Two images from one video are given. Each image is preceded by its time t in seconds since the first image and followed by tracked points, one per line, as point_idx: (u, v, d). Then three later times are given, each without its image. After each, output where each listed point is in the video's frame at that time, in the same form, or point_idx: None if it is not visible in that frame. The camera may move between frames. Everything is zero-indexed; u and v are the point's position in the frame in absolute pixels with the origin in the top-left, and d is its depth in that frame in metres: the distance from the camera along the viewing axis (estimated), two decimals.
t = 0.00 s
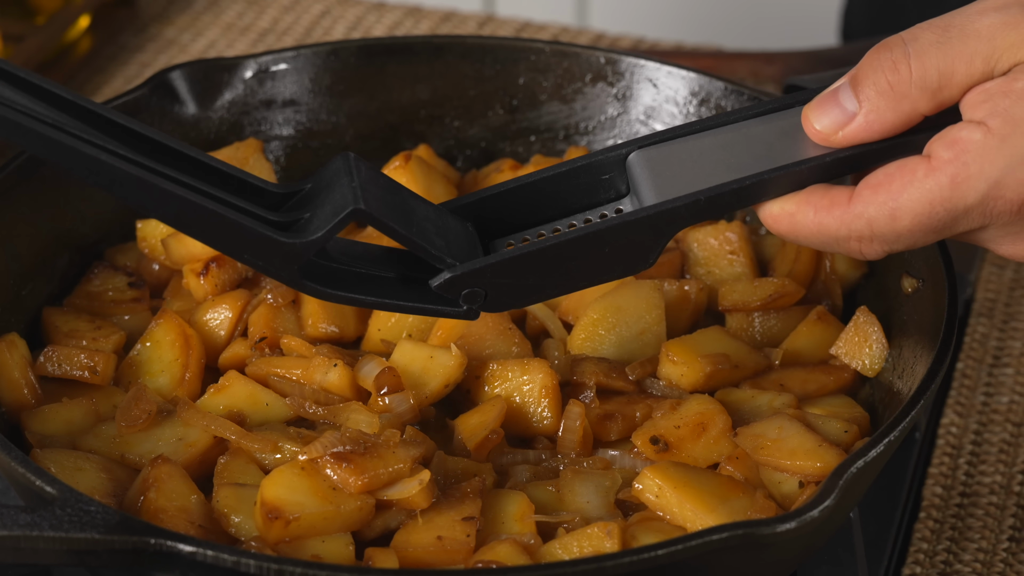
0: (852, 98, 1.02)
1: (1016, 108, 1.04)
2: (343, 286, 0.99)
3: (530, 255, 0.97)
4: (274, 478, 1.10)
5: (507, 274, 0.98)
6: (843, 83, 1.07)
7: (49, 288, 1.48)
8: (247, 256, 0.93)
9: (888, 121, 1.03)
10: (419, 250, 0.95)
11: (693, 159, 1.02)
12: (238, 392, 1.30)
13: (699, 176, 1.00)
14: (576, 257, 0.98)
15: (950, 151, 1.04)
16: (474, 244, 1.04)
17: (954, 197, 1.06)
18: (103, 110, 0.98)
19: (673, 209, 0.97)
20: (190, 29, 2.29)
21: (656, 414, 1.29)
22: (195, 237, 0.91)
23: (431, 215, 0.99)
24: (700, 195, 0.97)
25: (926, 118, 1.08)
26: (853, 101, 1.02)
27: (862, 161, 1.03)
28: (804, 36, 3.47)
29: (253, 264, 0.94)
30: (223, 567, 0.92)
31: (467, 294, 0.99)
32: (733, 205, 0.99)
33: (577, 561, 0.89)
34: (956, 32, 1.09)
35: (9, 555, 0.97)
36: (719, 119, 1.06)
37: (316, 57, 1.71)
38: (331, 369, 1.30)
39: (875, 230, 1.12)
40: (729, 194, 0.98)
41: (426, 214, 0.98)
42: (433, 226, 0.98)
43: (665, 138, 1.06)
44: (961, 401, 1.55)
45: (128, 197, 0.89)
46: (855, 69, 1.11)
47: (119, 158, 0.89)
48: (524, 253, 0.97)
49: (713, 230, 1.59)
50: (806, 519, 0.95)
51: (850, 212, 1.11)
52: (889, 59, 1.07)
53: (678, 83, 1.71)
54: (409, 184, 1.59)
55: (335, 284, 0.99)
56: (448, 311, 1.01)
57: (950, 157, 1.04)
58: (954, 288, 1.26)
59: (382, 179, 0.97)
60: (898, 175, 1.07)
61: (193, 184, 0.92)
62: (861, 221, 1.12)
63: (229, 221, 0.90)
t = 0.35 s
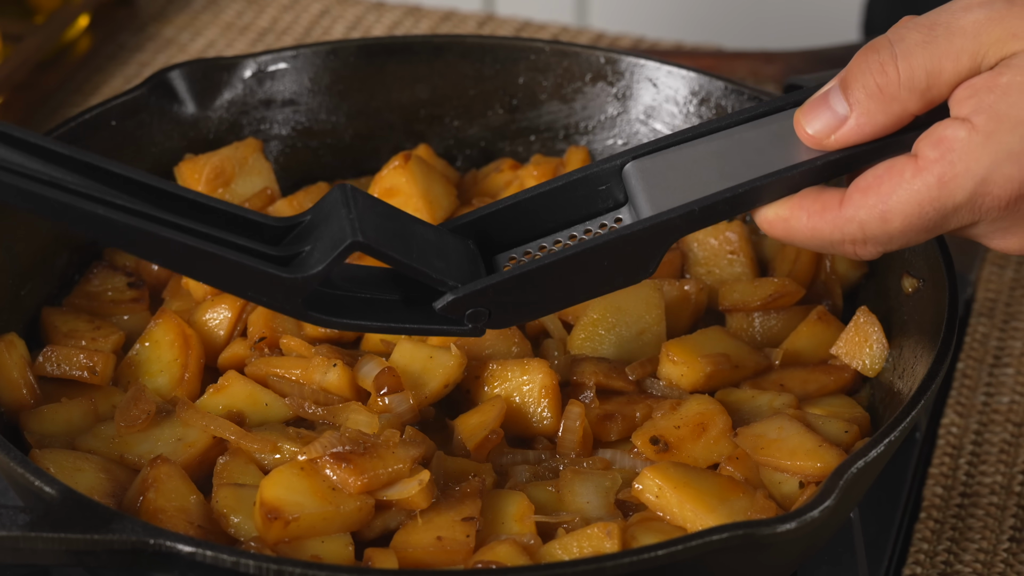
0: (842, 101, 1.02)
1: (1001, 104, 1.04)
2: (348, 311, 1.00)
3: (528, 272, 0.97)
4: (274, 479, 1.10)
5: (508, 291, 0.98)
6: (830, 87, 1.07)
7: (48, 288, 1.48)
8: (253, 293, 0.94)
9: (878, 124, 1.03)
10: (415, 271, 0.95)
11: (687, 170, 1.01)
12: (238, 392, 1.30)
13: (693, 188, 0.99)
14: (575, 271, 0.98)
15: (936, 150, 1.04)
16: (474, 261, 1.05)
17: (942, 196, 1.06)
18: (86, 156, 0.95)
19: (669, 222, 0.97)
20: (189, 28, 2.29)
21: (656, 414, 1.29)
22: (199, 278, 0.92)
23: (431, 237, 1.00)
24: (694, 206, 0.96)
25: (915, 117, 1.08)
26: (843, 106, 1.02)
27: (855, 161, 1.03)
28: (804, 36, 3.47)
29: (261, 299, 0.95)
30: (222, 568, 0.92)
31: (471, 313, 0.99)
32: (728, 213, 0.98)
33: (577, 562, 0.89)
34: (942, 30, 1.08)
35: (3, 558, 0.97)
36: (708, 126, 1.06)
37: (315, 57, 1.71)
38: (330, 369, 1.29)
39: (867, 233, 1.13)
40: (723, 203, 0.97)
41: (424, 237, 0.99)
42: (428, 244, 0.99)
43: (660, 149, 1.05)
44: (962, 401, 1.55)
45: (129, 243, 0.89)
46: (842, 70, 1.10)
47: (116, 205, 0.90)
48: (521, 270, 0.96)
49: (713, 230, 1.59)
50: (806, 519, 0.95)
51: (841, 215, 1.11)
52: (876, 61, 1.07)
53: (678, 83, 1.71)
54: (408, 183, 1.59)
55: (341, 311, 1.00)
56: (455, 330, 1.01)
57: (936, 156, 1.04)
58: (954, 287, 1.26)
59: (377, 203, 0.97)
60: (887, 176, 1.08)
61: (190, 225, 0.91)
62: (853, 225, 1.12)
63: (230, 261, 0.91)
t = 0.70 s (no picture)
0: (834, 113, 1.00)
1: (992, 127, 1.02)
2: (331, 290, 1.01)
3: (511, 260, 0.98)
4: (274, 479, 1.10)
5: (489, 276, 0.99)
6: (822, 94, 1.04)
7: (47, 288, 1.48)
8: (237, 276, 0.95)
9: (864, 141, 1.03)
10: (397, 256, 0.97)
11: (673, 164, 1.02)
12: (237, 392, 1.30)
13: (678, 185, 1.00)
14: (557, 259, 0.99)
15: (924, 168, 1.04)
16: (459, 238, 1.06)
17: (927, 215, 1.07)
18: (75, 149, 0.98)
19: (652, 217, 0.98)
20: (188, 28, 2.28)
21: (656, 414, 1.28)
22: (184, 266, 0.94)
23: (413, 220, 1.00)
24: (678, 205, 0.97)
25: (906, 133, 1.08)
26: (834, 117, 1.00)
27: (845, 168, 1.04)
28: (804, 36, 3.47)
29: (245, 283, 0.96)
30: (222, 568, 0.91)
31: (453, 293, 1.01)
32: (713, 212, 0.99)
33: (577, 562, 0.88)
34: (937, 52, 1.06)
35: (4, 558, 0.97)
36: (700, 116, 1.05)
37: (314, 56, 1.71)
38: (330, 369, 1.29)
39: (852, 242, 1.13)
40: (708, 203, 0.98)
41: (407, 220, 1.00)
42: (415, 230, 1.00)
43: (650, 137, 1.05)
44: (962, 401, 1.55)
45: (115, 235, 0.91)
46: (834, 80, 1.07)
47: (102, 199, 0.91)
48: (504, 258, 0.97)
49: (713, 230, 1.59)
50: (806, 519, 0.94)
51: (825, 223, 1.11)
52: (871, 76, 1.04)
53: (678, 82, 1.71)
54: (407, 182, 1.59)
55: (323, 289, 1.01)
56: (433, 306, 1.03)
57: (922, 175, 1.05)
58: (954, 286, 1.26)
59: (365, 191, 0.97)
60: (873, 188, 1.08)
61: (175, 213, 0.93)
62: (837, 233, 1.12)
63: (214, 250, 0.92)
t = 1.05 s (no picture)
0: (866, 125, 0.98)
1: None
2: (346, 287, 0.96)
3: (534, 263, 0.95)
4: (273, 479, 1.10)
5: (508, 279, 0.97)
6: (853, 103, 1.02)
7: (46, 288, 1.48)
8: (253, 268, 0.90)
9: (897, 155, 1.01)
10: (419, 255, 0.93)
11: (693, 166, 1.02)
12: (236, 392, 1.30)
13: (705, 188, 0.99)
14: (578, 265, 0.97)
15: (960, 176, 1.04)
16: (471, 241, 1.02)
17: (962, 222, 1.07)
18: (94, 124, 0.88)
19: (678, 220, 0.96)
20: (187, 27, 2.28)
21: (656, 414, 1.28)
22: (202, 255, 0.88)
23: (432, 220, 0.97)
24: (706, 210, 0.95)
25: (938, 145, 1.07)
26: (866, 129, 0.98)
27: (869, 177, 1.03)
28: (804, 35, 3.46)
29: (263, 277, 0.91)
30: (222, 569, 0.91)
31: (468, 296, 0.98)
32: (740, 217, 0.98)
33: (577, 563, 0.88)
34: (971, 65, 1.06)
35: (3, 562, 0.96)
36: (726, 123, 1.06)
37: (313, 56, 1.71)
38: (329, 369, 1.29)
39: (880, 244, 1.12)
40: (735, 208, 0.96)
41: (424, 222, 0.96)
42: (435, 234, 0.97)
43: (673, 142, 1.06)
44: (962, 401, 1.54)
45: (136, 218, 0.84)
46: (864, 90, 1.05)
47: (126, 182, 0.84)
48: (526, 262, 0.95)
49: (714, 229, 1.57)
50: (806, 520, 0.94)
51: (858, 224, 1.09)
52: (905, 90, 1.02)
53: (678, 82, 1.71)
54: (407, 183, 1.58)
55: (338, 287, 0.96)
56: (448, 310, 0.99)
57: (959, 181, 1.04)
58: (954, 287, 1.25)
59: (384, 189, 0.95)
60: (907, 193, 1.06)
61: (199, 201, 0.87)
62: (869, 238, 1.11)
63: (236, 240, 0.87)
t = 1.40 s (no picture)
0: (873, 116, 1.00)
1: None
2: (346, 290, 0.96)
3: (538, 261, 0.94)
4: (272, 479, 1.10)
5: (513, 279, 0.96)
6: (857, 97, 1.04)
7: (46, 288, 1.48)
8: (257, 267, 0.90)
9: (907, 143, 1.03)
10: (422, 255, 0.92)
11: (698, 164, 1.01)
12: (235, 393, 1.30)
13: (710, 185, 0.98)
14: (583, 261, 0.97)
15: (970, 164, 1.05)
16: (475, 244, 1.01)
17: (972, 210, 1.07)
18: (95, 117, 0.93)
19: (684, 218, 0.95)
20: (186, 27, 2.28)
21: (656, 415, 1.28)
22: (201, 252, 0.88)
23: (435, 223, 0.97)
24: (711, 206, 0.95)
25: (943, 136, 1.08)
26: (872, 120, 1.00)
27: (873, 173, 1.03)
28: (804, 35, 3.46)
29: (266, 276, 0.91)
30: (220, 569, 0.91)
31: (471, 299, 0.96)
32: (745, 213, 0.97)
33: (577, 563, 0.88)
34: (977, 54, 1.08)
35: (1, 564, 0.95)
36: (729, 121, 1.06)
37: (313, 55, 1.71)
38: (328, 369, 1.29)
39: (889, 238, 1.11)
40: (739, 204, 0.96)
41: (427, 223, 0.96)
42: (437, 236, 0.97)
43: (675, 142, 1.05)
44: (963, 401, 1.54)
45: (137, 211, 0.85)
46: (870, 83, 1.07)
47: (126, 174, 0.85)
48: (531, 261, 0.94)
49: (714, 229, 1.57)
50: (807, 520, 0.94)
51: (866, 219, 1.09)
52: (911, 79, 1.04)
53: (678, 82, 1.71)
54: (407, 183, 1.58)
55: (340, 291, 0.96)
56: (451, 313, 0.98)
57: (968, 170, 1.05)
58: (954, 287, 1.25)
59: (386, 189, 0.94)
60: (915, 184, 1.06)
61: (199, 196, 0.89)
62: (877, 230, 1.11)
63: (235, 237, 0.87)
